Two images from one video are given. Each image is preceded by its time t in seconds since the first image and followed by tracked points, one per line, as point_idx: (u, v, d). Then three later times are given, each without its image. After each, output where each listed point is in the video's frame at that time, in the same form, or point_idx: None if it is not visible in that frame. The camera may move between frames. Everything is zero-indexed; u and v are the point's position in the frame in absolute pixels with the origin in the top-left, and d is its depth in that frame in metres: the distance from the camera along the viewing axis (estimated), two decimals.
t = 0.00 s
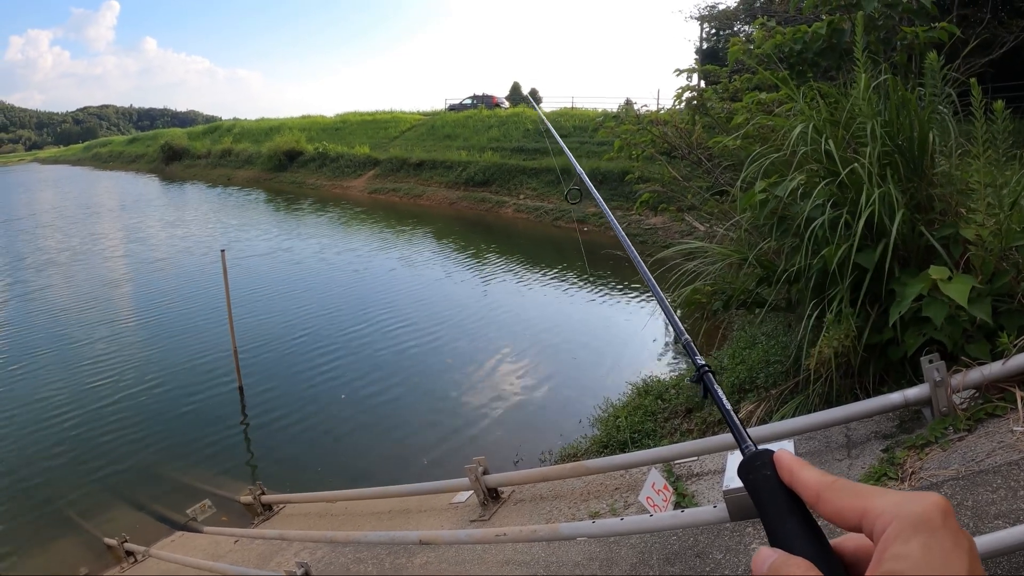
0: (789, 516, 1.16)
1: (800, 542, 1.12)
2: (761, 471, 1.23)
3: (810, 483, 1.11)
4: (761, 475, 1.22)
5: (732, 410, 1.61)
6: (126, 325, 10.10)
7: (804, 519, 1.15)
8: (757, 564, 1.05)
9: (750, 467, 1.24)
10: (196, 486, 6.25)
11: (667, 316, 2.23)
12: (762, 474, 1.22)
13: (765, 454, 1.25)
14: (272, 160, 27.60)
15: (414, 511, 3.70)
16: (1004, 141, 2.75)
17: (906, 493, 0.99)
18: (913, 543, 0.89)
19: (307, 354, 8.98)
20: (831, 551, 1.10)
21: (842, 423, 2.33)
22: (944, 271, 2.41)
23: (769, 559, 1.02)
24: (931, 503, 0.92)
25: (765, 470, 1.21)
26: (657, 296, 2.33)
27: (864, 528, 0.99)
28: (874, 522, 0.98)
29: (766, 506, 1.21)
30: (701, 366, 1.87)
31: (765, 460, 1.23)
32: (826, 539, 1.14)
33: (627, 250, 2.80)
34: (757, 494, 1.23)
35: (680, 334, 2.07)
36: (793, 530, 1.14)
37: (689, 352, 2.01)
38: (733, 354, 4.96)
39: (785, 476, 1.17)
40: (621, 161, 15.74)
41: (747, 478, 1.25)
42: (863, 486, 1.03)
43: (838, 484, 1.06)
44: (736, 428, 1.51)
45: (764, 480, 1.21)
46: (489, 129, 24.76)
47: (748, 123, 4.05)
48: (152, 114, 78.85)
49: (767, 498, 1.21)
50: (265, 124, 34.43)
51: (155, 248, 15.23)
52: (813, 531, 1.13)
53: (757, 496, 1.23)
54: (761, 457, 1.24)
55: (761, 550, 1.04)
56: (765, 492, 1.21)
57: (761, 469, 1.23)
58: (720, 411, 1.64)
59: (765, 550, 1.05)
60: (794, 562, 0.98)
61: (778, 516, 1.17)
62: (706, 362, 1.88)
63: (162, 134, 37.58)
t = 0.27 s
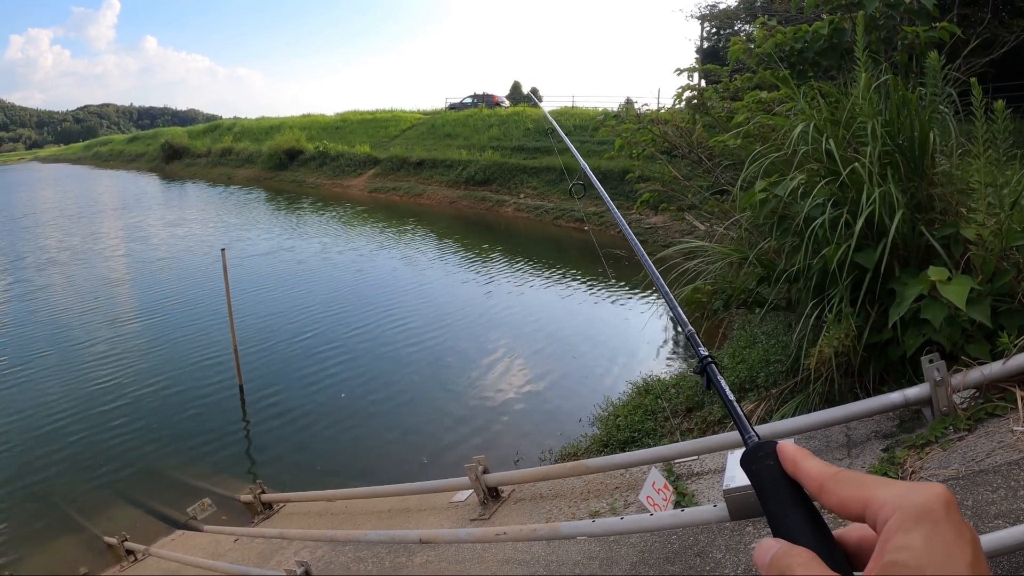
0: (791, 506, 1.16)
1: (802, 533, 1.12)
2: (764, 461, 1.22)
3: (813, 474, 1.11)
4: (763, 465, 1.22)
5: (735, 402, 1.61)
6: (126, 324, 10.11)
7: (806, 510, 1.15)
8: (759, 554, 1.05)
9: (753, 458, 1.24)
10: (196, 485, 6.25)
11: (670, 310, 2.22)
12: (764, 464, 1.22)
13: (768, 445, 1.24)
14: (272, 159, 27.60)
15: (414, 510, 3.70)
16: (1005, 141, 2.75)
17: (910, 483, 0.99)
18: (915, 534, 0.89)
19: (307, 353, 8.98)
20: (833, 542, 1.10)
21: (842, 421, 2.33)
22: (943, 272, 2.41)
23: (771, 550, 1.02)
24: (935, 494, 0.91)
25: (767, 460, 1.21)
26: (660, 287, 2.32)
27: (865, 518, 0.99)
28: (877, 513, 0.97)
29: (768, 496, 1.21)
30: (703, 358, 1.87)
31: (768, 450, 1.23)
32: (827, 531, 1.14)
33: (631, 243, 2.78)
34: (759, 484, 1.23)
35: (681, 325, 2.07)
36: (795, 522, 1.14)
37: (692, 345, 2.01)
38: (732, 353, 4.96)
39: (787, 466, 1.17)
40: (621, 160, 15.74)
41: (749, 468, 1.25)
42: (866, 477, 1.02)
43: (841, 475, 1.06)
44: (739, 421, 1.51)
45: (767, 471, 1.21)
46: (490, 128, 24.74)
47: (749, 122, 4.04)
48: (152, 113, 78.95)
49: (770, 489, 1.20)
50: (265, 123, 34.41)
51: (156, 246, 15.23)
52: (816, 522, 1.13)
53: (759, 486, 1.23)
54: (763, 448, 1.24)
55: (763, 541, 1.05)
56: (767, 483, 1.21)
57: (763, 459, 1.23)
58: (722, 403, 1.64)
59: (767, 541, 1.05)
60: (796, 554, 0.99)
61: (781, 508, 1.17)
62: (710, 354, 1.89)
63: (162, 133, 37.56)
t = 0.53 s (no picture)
0: (791, 507, 1.16)
1: (802, 533, 1.12)
2: (765, 462, 1.22)
3: (813, 474, 1.11)
4: (765, 466, 1.22)
5: (735, 402, 1.61)
6: (125, 324, 10.10)
7: (807, 510, 1.15)
8: (760, 554, 1.05)
9: (755, 458, 1.24)
10: (195, 485, 6.25)
11: (670, 309, 2.21)
12: (766, 464, 1.22)
13: (769, 445, 1.24)
14: (271, 159, 27.59)
15: (414, 510, 3.70)
16: (1004, 141, 2.75)
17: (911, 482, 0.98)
18: (915, 534, 0.89)
19: (307, 353, 8.97)
20: (834, 543, 1.10)
21: (842, 421, 2.33)
22: (942, 272, 2.41)
23: (771, 549, 1.02)
24: (935, 493, 0.91)
25: (768, 461, 1.21)
26: (660, 287, 2.31)
27: (865, 518, 0.99)
28: (877, 512, 0.97)
29: (769, 496, 1.20)
30: (704, 359, 1.87)
31: (769, 451, 1.23)
32: (828, 531, 1.14)
33: (630, 242, 2.78)
34: (761, 484, 1.23)
35: (682, 325, 2.06)
36: (796, 522, 1.14)
37: (693, 345, 2.00)
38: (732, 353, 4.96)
39: (788, 466, 1.17)
40: (621, 160, 15.75)
41: (750, 469, 1.25)
42: (867, 476, 1.02)
43: (841, 475, 1.06)
44: (740, 422, 1.51)
45: (768, 471, 1.21)
46: (489, 128, 24.74)
47: (748, 122, 4.04)
48: (151, 113, 78.92)
49: (770, 489, 1.20)
50: (264, 123, 34.40)
51: (155, 246, 15.21)
52: (816, 522, 1.13)
53: (760, 487, 1.23)
54: (764, 448, 1.24)
55: (764, 540, 1.04)
56: (768, 483, 1.21)
57: (765, 459, 1.23)
58: (723, 404, 1.64)
59: (768, 540, 1.05)
60: (797, 554, 0.98)
61: (782, 508, 1.17)
62: (710, 355, 1.88)
63: (161, 133, 37.53)
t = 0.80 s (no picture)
0: (791, 508, 1.16)
1: (802, 535, 1.12)
2: (765, 464, 1.22)
3: (813, 476, 1.11)
4: (764, 467, 1.22)
5: (735, 403, 1.60)
6: (126, 323, 10.10)
7: (807, 511, 1.15)
8: (760, 555, 1.05)
9: (754, 460, 1.24)
10: (196, 485, 6.25)
11: (670, 310, 2.21)
12: (765, 467, 1.22)
13: (769, 447, 1.24)
14: (272, 158, 27.60)
15: (415, 509, 3.71)
16: (1005, 140, 2.74)
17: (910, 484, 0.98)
18: (914, 535, 0.89)
19: (307, 352, 8.98)
20: (834, 545, 1.10)
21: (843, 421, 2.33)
22: (944, 272, 2.40)
23: (771, 551, 1.02)
24: (934, 494, 0.91)
25: (768, 463, 1.21)
26: (659, 287, 2.31)
27: (865, 520, 0.99)
28: (876, 514, 0.97)
29: (768, 498, 1.20)
30: (703, 359, 1.87)
31: (769, 452, 1.23)
32: (828, 533, 1.14)
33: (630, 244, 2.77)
34: (760, 486, 1.23)
35: (682, 325, 2.06)
36: (795, 524, 1.13)
37: (692, 346, 2.00)
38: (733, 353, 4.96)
39: (788, 467, 1.17)
40: (622, 159, 15.75)
41: (750, 471, 1.25)
42: (867, 478, 1.02)
43: (841, 476, 1.05)
44: (739, 423, 1.51)
45: (768, 473, 1.21)
46: (490, 127, 24.74)
47: (749, 121, 4.04)
48: (152, 112, 78.97)
49: (770, 491, 1.20)
50: (265, 122, 34.42)
51: (156, 246, 15.22)
52: (816, 524, 1.13)
53: (760, 489, 1.23)
54: (764, 450, 1.24)
55: (764, 541, 1.04)
56: (768, 485, 1.21)
57: (764, 461, 1.23)
58: (722, 404, 1.64)
59: (767, 542, 1.05)
60: (797, 555, 0.98)
61: (781, 509, 1.17)
62: (710, 357, 1.87)
63: (162, 132, 37.54)
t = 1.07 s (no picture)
0: (790, 506, 1.15)
1: (801, 532, 1.12)
2: (763, 461, 1.22)
3: (812, 474, 1.10)
4: (763, 464, 1.22)
5: (734, 401, 1.60)
6: (127, 323, 10.11)
7: (805, 509, 1.15)
8: (758, 552, 1.04)
9: (753, 457, 1.23)
10: (197, 484, 6.26)
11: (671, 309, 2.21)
12: (764, 464, 1.22)
13: (768, 445, 1.24)
14: (274, 158, 27.61)
15: (416, 509, 3.71)
16: (1008, 141, 2.74)
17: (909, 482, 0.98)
18: (913, 533, 0.89)
19: (309, 352, 8.98)
20: (833, 543, 1.10)
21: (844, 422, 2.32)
22: (945, 272, 2.40)
23: (770, 548, 1.02)
24: (933, 492, 0.90)
25: (767, 460, 1.21)
26: (660, 286, 2.30)
27: (863, 518, 0.99)
28: (875, 512, 0.97)
29: (766, 495, 1.20)
30: (703, 358, 1.86)
31: (767, 450, 1.22)
32: (826, 531, 1.13)
33: (631, 243, 2.77)
34: (759, 484, 1.22)
35: (681, 323, 2.05)
36: (794, 522, 1.13)
37: (692, 344, 2.00)
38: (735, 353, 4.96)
39: (786, 465, 1.17)
40: (623, 159, 15.73)
41: (748, 468, 1.24)
42: (865, 476, 1.02)
43: (840, 474, 1.05)
44: (738, 421, 1.50)
45: (766, 471, 1.21)
46: (492, 127, 24.73)
47: (751, 121, 4.02)
48: (153, 111, 79.04)
49: (769, 488, 1.20)
50: (267, 122, 34.42)
51: (157, 246, 15.23)
52: (815, 522, 1.13)
53: (758, 486, 1.23)
54: (762, 447, 1.24)
55: (762, 539, 1.04)
56: (766, 482, 1.21)
57: (763, 458, 1.22)
58: (721, 402, 1.64)
59: (766, 539, 1.04)
60: (796, 553, 0.98)
61: (780, 507, 1.16)
62: (709, 354, 1.87)
63: (164, 132, 37.56)
